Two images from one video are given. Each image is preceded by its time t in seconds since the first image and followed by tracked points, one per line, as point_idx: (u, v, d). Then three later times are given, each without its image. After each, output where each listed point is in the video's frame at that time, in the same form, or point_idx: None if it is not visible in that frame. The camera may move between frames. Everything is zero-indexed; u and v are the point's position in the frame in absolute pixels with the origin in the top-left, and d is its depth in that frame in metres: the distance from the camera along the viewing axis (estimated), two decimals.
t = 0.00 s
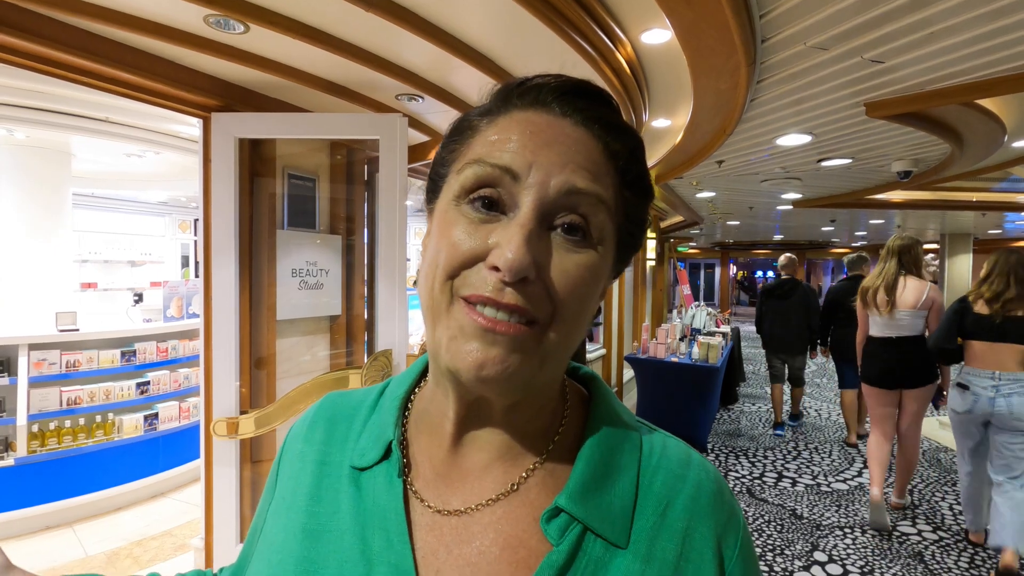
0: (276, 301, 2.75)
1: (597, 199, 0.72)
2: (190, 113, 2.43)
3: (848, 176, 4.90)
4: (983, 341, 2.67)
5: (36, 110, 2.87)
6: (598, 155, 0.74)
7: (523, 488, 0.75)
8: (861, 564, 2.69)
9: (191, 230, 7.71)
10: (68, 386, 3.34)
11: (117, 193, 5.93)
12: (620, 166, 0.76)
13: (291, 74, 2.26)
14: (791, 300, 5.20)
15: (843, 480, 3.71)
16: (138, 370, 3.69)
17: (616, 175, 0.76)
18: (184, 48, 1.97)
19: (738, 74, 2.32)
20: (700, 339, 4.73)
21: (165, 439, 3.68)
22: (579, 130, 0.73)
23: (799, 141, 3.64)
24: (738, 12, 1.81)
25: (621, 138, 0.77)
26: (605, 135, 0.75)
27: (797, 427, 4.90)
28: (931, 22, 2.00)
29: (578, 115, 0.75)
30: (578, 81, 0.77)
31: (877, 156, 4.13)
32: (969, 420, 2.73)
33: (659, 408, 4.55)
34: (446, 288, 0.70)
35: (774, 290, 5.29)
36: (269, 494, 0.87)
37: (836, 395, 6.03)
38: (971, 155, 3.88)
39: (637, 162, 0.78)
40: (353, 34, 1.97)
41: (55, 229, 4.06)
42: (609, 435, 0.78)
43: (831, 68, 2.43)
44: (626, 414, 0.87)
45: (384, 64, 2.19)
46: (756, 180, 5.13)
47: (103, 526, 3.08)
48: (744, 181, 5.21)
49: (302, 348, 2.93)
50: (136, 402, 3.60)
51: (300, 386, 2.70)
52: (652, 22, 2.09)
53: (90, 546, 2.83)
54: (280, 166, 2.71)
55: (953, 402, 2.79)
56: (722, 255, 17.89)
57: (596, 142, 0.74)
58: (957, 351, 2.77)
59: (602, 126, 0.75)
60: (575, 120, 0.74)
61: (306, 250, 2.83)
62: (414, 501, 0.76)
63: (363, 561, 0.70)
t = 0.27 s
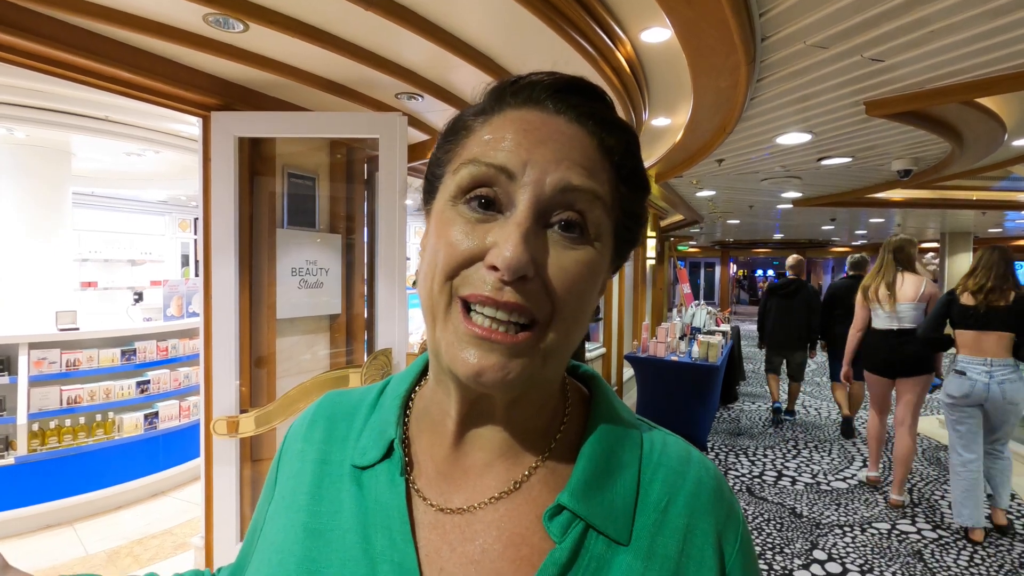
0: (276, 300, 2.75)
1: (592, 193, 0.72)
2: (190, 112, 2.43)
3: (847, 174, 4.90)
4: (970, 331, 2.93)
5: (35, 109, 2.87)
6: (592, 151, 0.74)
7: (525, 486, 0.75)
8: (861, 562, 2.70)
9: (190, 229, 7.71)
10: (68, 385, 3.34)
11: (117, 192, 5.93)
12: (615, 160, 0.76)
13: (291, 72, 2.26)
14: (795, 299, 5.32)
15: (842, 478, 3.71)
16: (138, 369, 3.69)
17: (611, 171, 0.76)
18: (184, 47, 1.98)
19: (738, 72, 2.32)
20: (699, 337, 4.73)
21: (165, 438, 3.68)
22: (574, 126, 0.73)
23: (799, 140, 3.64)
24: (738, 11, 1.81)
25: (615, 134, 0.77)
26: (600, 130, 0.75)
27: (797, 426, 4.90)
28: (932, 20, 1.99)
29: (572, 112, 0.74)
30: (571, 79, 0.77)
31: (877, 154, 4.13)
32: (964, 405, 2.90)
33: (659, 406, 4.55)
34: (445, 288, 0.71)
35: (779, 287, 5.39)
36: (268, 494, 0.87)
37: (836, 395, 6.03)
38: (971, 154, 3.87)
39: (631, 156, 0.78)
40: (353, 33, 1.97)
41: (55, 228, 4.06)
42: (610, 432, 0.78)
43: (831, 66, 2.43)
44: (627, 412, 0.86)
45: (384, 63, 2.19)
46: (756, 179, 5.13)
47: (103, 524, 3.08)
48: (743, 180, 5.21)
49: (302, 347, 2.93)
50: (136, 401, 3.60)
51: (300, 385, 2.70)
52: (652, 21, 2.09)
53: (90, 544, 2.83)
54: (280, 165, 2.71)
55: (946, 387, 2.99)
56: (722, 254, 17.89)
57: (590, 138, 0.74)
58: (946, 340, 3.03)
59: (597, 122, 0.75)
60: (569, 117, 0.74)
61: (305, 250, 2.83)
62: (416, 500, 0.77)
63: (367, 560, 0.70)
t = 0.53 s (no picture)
0: (277, 298, 2.75)
1: (587, 174, 0.72)
2: (191, 110, 2.43)
3: (848, 173, 4.90)
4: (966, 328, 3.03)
5: (37, 108, 2.87)
6: (587, 134, 0.74)
7: (534, 472, 0.75)
8: (861, 560, 2.70)
9: (191, 228, 7.71)
10: (70, 383, 3.35)
11: (118, 190, 5.92)
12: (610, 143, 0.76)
13: (292, 70, 2.26)
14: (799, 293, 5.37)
15: (843, 477, 3.71)
16: (139, 367, 3.69)
17: (607, 153, 0.76)
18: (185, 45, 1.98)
19: (739, 70, 2.31)
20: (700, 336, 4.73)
21: (167, 436, 3.69)
22: (566, 111, 0.73)
23: (800, 138, 3.63)
24: (739, 8, 1.80)
25: (608, 116, 0.77)
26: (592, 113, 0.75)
27: (798, 424, 4.90)
28: (934, 18, 1.99)
29: (565, 98, 0.75)
30: (563, 66, 0.77)
31: (879, 152, 4.12)
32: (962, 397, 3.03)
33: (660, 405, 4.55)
34: (447, 274, 0.71)
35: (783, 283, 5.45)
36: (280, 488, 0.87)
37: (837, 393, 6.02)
38: (973, 152, 3.87)
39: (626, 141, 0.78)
40: (353, 30, 1.97)
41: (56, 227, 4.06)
42: (618, 419, 0.78)
43: (833, 64, 2.42)
44: (634, 400, 0.86)
45: (385, 61, 2.18)
46: (757, 177, 5.13)
47: (105, 522, 3.09)
48: (745, 178, 5.20)
49: (302, 345, 2.93)
50: (138, 399, 3.60)
51: (301, 383, 2.70)
52: (653, 18, 2.09)
53: (92, 542, 2.84)
54: (280, 163, 2.71)
55: (946, 381, 3.11)
56: (723, 253, 17.88)
57: (583, 120, 0.74)
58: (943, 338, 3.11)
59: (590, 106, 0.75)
60: (561, 102, 0.75)
61: (306, 248, 2.83)
62: (425, 487, 0.77)
63: (377, 548, 0.70)
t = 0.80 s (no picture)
0: (278, 297, 2.75)
1: (583, 171, 0.71)
2: (191, 108, 2.43)
3: (849, 171, 4.89)
4: (961, 318, 3.35)
5: (37, 106, 2.86)
6: (582, 131, 0.73)
7: (544, 464, 0.75)
8: (862, 559, 2.69)
9: (192, 226, 7.71)
10: (70, 382, 3.35)
11: (118, 189, 5.92)
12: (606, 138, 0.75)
13: (292, 68, 2.26)
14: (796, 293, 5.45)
15: (844, 475, 3.71)
16: (140, 366, 3.69)
17: (604, 148, 0.75)
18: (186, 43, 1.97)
19: (740, 67, 2.31)
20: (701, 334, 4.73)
21: (168, 435, 3.69)
22: (561, 109, 0.73)
23: (801, 136, 3.63)
24: (739, 5, 1.79)
25: (603, 111, 0.76)
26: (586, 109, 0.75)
27: (799, 423, 4.90)
28: (936, 15, 1.98)
29: (559, 95, 0.74)
30: (557, 64, 0.76)
31: (880, 150, 4.11)
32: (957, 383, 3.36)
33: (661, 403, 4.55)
34: (449, 277, 0.71)
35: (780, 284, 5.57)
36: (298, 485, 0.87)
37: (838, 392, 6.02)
38: (974, 150, 3.86)
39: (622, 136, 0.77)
40: (353, 28, 1.96)
41: (56, 225, 4.07)
42: (624, 409, 0.78)
43: (834, 62, 2.41)
44: (640, 392, 0.86)
45: (384, 59, 2.18)
46: (758, 175, 5.12)
47: (106, 521, 3.09)
48: (745, 176, 5.20)
49: (303, 343, 2.93)
50: (139, 398, 3.60)
51: (302, 381, 2.71)
52: (653, 15, 2.08)
53: (94, 540, 2.84)
54: (281, 162, 2.71)
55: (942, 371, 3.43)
56: (724, 251, 17.87)
57: (578, 117, 0.73)
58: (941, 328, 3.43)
59: (585, 103, 0.75)
60: (556, 100, 0.74)
61: (307, 246, 2.83)
62: (437, 478, 0.76)
63: (394, 539, 0.70)
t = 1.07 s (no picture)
0: (277, 296, 2.75)
1: (580, 186, 0.71)
2: (190, 107, 2.42)
3: (848, 171, 4.90)
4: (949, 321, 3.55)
5: (36, 105, 2.86)
6: (582, 144, 0.73)
7: (505, 450, 0.75)
8: (862, 559, 2.70)
9: (191, 226, 7.69)
10: (69, 382, 3.34)
11: (118, 188, 5.90)
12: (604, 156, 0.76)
13: (291, 67, 2.25)
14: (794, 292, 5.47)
15: (844, 475, 3.71)
16: (139, 366, 3.68)
17: (600, 165, 0.76)
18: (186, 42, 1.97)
19: (741, 67, 2.31)
20: (701, 334, 4.73)
21: (167, 435, 3.69)
22: (565, 117, 0.72)
23: (800, 136, 3.63)
24: (741, 5, 1.80)
25: (605, 126, 0.76)
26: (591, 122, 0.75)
27: (798, 423, 4.90)
28: (938, 15, 1.98)
29: (565, 104, 0.73)
30: (564, 70, 0.75)
31: (880, 151, 4.12)
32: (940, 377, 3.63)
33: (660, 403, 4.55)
34: (439, 268, 0.70)
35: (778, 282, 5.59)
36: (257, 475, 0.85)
37: (836, 392, 6.02)
38: (974, 150, 3.86)
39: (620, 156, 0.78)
40: (353, 27, 1.96)
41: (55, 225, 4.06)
42: (581, 404, 0.78)
43: (835, 62, 2.41)
44: (604, 392, 0.86)
45: (385, 59, 2.18)
46: (757, 176, 5.12)
47: (105, 520, 3.08)
48: (745, 176, 5.20)
49: (302, 343, 2.92)
50: (137, 398, 3.60)
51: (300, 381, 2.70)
52: (654, 15, 2.08)
53: (93, 541, 2.83)
54: (280, 161, 2.70)
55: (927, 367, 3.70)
56: (723, 251, 17.88)
57: (581, 129, 0.73)
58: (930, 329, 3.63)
59: (590, 116, 0.74)
60: (561, 107, 0.73)
61: (307, 246, 2.83)
62: (400, 466, 0.75)
63: (350, 525, 0.69)
